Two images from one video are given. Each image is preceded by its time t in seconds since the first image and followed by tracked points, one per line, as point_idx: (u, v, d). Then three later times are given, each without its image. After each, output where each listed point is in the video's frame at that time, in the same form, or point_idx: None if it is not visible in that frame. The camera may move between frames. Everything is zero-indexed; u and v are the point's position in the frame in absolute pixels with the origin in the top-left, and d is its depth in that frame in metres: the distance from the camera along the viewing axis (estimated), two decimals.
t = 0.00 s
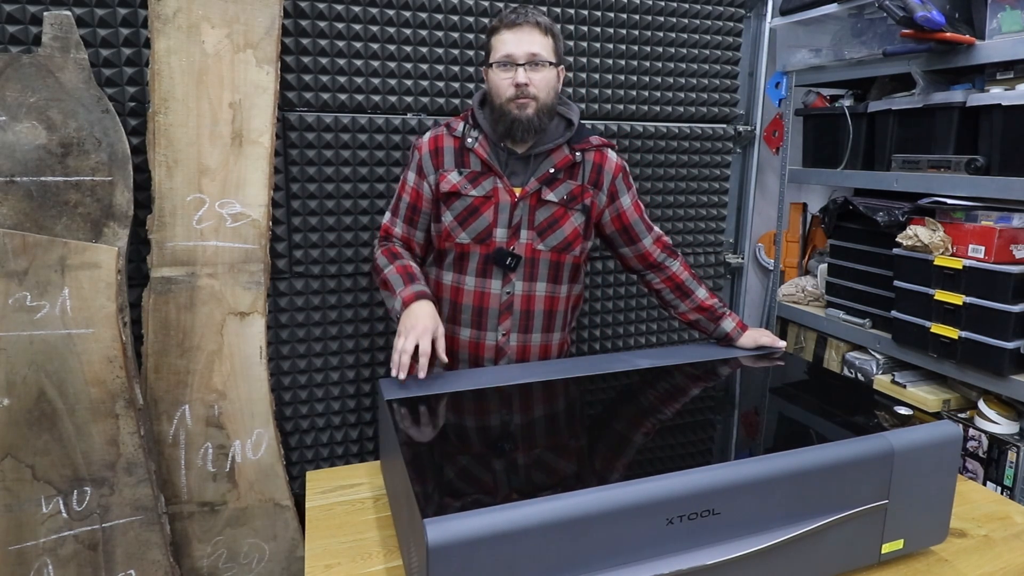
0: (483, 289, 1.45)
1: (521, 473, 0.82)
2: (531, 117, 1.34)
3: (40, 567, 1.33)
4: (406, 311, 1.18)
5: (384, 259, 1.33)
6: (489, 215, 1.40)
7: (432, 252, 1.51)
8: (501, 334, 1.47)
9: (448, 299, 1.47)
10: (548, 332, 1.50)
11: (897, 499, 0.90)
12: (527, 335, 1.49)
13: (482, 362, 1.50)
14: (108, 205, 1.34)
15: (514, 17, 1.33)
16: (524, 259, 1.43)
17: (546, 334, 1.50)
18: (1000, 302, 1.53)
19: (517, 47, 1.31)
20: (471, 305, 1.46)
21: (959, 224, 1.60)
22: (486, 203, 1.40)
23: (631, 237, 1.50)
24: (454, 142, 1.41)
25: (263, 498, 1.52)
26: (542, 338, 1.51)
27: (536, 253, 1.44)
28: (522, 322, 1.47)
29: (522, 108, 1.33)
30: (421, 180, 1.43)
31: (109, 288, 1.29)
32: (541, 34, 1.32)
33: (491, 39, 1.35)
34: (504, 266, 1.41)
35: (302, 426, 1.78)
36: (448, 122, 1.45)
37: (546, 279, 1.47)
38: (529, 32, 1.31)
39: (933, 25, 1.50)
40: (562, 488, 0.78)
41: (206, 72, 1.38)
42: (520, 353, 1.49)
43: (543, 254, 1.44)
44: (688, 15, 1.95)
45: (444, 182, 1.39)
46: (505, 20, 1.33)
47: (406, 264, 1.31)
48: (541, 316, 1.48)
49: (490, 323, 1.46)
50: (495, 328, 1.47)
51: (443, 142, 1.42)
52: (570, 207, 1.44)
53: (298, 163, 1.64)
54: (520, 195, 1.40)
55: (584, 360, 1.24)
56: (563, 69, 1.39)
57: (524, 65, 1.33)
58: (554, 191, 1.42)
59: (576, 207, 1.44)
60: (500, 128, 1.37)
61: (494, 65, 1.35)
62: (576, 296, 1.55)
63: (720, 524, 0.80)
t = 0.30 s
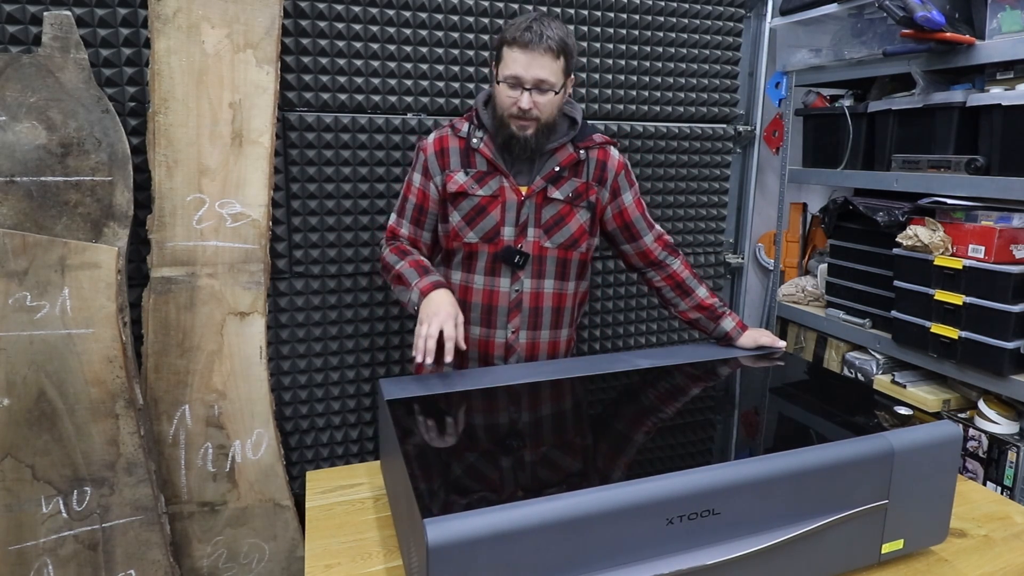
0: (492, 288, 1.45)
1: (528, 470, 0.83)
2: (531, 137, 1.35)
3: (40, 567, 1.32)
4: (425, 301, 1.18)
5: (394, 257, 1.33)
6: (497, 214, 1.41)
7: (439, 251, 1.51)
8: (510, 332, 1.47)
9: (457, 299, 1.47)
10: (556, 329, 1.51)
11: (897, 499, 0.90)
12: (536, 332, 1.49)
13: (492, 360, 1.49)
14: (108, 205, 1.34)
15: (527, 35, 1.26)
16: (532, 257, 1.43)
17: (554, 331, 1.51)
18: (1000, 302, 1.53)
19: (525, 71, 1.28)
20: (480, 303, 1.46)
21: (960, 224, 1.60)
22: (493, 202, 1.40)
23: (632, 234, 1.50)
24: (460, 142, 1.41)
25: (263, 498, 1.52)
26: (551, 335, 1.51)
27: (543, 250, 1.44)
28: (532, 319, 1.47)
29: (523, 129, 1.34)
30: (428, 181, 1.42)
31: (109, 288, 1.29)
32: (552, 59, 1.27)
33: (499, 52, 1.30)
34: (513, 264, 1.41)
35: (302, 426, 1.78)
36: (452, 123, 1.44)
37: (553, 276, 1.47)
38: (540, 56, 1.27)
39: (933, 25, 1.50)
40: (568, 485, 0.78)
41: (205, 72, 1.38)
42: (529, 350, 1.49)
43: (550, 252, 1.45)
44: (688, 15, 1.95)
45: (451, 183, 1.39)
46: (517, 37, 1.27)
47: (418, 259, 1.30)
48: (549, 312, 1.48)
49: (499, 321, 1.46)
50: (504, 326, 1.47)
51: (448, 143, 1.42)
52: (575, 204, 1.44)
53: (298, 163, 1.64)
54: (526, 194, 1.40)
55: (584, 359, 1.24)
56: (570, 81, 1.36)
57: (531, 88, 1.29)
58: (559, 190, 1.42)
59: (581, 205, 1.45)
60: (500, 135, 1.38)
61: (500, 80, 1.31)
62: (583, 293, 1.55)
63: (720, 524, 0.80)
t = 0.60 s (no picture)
0: (502, 287, 1.45)
1: (536, 468, 0.83)
2: (540, 130, 1.35)
3: (40, 567, 1.32)
4: (444, 326, 1.18)
5: (410, 270, 1.32)
6: (506, 214, 1.41)
7: (449, 252, 1.51)
8: (521, 330, 1.47)
9: (467, 299, 1.47)
10: (565, 326, 1.51)
11: (897, 499, 0.90)
12: (546, 329, 1.49)
13: (504, 359, 1.50)
14: (108, 205, 1.34)
15: (536, 28, 1.28)
16: (541, 256, 1.43)
17: (563, 328, 1.51)
18: (1000, 302, 1.53)
19: (534, 63, 1.29)
20: (491, 303, 1.45)
21: (959, 224, 1.60)
22: (502, 202, 1.40)
23: (634, 231, 1.49)
24: (467, 143, 1.41)
25: (263, 498, 1.52)
26: (561, 332, 1.51)
27: (552, 249, 1.44)
28: (542, 316, 1.47)
29: (530, 121, 1.34)
30: (438, 183, 1.41)
31: (109, 288, 1.29)
32: (561, 51, 1.29)
33: (507, 47, 1.31)
34: (522, 263, 1.42)
35: (302, 426, 1.78)
36: (458, 125, 1.44)
37: (562, 274, 1.47)
38: (549, 48, 1.28)
39: (933, 25, 1.50)
40: (573, 483, 0.78)
41: (206, 72, 1.38)
42: (540, 348, 1.50)
43: (559, 250, 1.45)
44: (688, 15, 1.95)
45: (460, 184, 1.39)
46: (525, 31, 1.28)
47: (434, 273, 1.30)
48: (559, 310, 1.48)
49: (509, 319, 1.46)
50: (515, 324, 1.47)
51: (456, 145, 1.41)
52: (582, 202, 1.45)
53: (298, 163, 1.64)
54: (534, 193, 1.41)
55: (584, 359, 1.24)
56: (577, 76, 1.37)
57: (539, 80, 1.31)
58: (566, 187, 1.42)
59: (588, 202, 1.45)
60: (508, 131, 1.38)
61: (508, 74, 1.32)
62: (591, 291, 1.55)
63: (720, 524, 0.80)
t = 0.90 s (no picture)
0: (509, 283, 1.45)
1: (540, 467, 0.83)
2: (546, 115, 1.35)
3: (40, 567, 1.33)
4: (445, 325, 1.18)
5: (415, 267, 1.32)
6: (511, 210, 1.41)
7: (454, 250, 1.50)
8: (528, 326, 1.46)
9: (473, 296, 1.47)
10: (572, 322, 1.50)
11: (897, 499, 0.90)
12: (552, 325, 1.49)
13: (511, 356, 1.49)
14: (108, 205, 1.34)
15: (538, 16, 1.33)
16: (546, 251, 1.44)
17: (570, 324, 1.50)
18: (1000, 302, 1.53)
19: (538, 46, 1.33)
20: (497, 299, 1.45)
21: (960, 224, 1.59)
22: (507, 198, 1.41)
23: (636, 228, 1.50)
24: (472, 142, 1.42)
25: (263, 498, 1.52)
26: (567, 328, 1.50)
27: (557, 244, 1.44)
28: (548, 312, 1.47)
29: (537, 106, 1.34)
30: (443, 181, 1.41)
31: (109, 288, 1.29)
32: (562, 35, 1.34)
33: (510, 37, 1.36)
34: (527, 258, 1.41)
35: (302, 426, 1.78)
36: (462, 124, 1.45)
37: (568, 269, 1.47)
38: (551, 32, 1.33)
39: (933, 25, 1.50)
40: (576, 483, 0.78)
41: (205, 72, 1.38)
42: (547, 344, 1.49)
43: (563, 245, 1.45)
44: (688, 15, 1.95)
45: (465, 181, 1.39)
46: (528, 18, 1.33)
47: (438, 271, 1.30)
48: (565, 305, 1.48)
49: (516, 316, 1.46)
50: (522, 320, 1.46)
51: (461, 144, 1.42)
52: (586, 197, 1.45)
53: (298, 163, 1.64)
54: (538, 189, 1.41)
55: (584, 359, 1.24)
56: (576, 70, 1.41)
57: (544, 63, 1.34)
58: (570, 183, 1.42)
59: (592, 198, 1.45)
60: (513, 122, 1.38)
61: (512, 61, 1.36)
62: (597, 286, 1.54)
63: (720, 524, 0.80)
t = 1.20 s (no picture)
0: (512, 283, 1.44)
1: (542, 466, 0.83)
2: (552, 117, 1.35)
3: (40, 567, 1.33)
4: (461, 315, 1.18)
5: (420, 266, 1.32)
6: (513, 210, 1.41)
7: (457, 252, 1.50)
8: (532, 326, 1.46)
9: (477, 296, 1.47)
10: (576, 321, 1.50)
11: (897, 499, 0.90)
12: (556, 324, 1.48)
13: (516, 356, 1.48)
14: (108, 205, 1.34)
15: (546, 18, 1.33)
16: (549, 250, 1.43)
17: (574, 323, 1.50)
18: (1000, 302, 1.53)
19: (547, 49, 1.32)
20: (501, 299, 1.45)
21: (959, 224, 1.60)
22: (509, 199, 1.41)
23: (637, 227, 1.50)
24: (473, 144, 1.42)
25: (263, 498, 1.52)
26: (571, 327, 1.50)
27: (559, 243, 1.44)
28: (552, 311, 1.47)
29: (544, 107, 1.34)
30: (444, 184, 1.41)
31: (109, 288, 1.29)
32: (570, 39, 1.34)
33: (517, 38, 1.35)
34: (531, 258, 1.40)
35: (302, 426, 1.78)
36: (463, 126, 1.45)
37: (571, 268, 1.47)
38: (560, 35, 1.32)
39: (933, 25, 1.50)
40: (577, 482, 0.78)
41: (205, 72, 1.38)
42: (551, 344, 1.48)
43: (566, 245, 1.45)
44: (688, 15, 1.95)
45: (466, 183, 1.39)
46: (536, 20, 1.32)
47: (445, 268, 1.31)
48: (569, 304, 1.48)
49: (520, 315, 1.46)
50: (526, 319, 1.46)
51: (462, 145, 1.42)
52: (588, 196, 1.45)
53: (298, 163, 1.64)
54: (540, 189, 1.41)
55: (585, 359, 1.24)
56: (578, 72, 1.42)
57: (552, 66, 1.34)
58: (572, 182, 1.42)
59: (594, 197, 1.45)
60: (518, 122, 1.38)
61: (521, 63, 1.35)
62: (601, 285, 1.54)
63: (720, 524, 0.80)
